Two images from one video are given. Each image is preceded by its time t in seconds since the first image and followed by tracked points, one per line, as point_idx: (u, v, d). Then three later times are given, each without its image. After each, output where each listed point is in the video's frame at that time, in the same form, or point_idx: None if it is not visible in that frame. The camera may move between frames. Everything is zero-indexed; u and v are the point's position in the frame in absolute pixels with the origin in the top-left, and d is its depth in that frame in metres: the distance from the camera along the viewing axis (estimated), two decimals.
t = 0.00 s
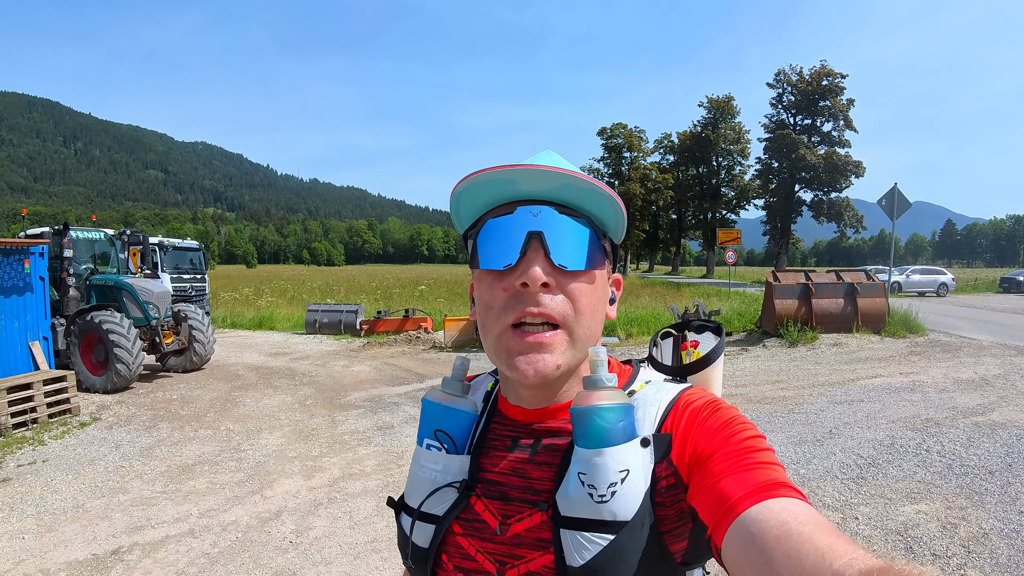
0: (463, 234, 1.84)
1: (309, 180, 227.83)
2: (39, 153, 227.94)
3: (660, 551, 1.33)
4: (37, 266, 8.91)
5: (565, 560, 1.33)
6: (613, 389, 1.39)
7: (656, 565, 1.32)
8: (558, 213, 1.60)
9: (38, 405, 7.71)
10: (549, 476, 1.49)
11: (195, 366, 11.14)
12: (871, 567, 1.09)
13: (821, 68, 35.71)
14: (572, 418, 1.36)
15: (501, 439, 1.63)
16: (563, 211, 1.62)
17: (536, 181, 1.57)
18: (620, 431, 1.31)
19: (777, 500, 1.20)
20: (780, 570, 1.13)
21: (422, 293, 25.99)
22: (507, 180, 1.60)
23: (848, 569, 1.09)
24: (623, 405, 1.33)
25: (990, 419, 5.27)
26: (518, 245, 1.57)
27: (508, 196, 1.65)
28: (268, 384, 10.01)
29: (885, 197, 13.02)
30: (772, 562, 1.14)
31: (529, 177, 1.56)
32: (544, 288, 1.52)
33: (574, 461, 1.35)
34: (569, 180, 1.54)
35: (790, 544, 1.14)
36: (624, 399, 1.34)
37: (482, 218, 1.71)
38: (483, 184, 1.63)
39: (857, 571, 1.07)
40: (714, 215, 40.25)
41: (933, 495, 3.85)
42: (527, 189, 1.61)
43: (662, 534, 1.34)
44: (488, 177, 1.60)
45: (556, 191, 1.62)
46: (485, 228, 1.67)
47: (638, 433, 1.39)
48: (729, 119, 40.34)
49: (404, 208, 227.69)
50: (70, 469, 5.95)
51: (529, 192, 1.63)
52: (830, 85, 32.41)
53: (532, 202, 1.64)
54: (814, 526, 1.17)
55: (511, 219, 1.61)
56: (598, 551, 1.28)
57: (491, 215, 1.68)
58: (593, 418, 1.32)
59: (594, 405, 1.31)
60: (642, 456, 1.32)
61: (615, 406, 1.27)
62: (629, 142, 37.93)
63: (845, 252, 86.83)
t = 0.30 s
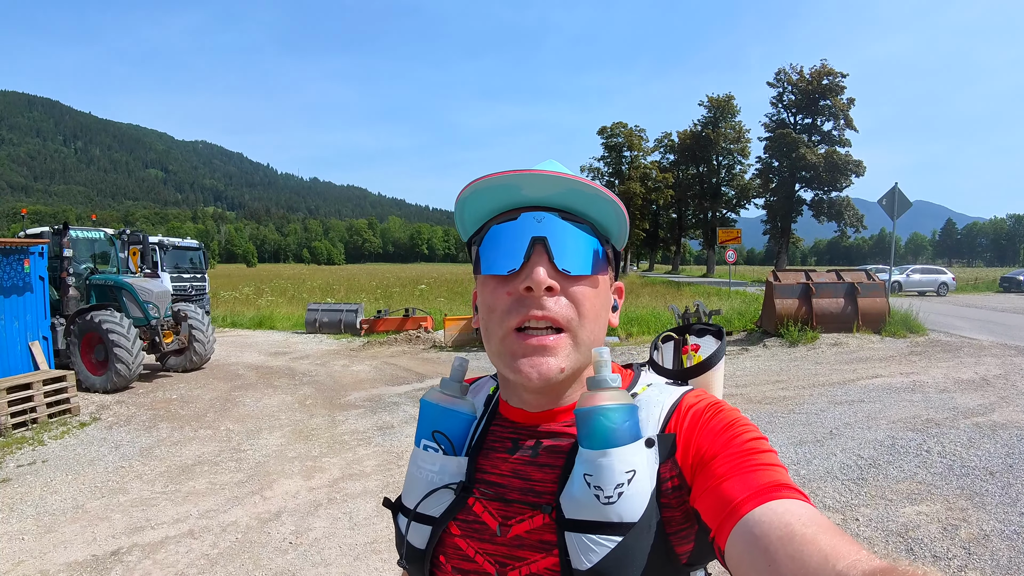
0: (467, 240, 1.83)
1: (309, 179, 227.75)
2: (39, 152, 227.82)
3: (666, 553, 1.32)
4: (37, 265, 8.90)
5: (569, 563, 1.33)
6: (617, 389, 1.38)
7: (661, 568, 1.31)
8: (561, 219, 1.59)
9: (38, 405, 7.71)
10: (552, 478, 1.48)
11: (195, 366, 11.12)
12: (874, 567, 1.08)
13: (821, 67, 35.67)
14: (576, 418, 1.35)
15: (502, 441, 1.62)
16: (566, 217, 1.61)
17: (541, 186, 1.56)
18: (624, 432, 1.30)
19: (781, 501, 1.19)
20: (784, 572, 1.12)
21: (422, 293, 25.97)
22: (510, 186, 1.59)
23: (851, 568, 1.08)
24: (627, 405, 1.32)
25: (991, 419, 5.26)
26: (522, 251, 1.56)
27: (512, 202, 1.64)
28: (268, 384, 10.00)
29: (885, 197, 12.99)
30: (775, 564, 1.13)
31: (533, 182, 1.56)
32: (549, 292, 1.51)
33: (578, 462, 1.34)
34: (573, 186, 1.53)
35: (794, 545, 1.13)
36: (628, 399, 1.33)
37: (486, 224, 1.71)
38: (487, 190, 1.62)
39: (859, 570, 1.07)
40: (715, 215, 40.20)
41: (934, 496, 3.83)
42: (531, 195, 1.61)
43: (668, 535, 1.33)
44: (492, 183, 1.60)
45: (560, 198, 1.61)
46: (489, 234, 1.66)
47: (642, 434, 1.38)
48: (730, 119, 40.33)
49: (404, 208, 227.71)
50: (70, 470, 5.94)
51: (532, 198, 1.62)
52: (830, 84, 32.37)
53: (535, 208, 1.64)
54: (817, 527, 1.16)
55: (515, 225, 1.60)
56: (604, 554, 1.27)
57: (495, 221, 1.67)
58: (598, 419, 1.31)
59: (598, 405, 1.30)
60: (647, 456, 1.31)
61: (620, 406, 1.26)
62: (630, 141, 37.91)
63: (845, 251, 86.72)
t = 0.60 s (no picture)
0: (461, 245, 1.82)
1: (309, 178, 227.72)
2: (41, 151, 227.87)
3: (664, 550, 1.31)
4: (37, 265, 8.90)
5: (567, 562, 1.32)
6: (613, 387, 1.38)
7: (659, 566, 1.31)
8: (556, 224, 1.59)
9: (39, 404, 7.72)
10: (547, 476, 1.47)
11: (195, 365, 11.12)
12: (871, 563, 1.08)
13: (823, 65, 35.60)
14: (573, 416, 1.34)
15: (497, 440, 1.61)
16: (561, 221, 1.60)
17: (536, 191, 1.56)
18: (621, 429, 1.29)
19: (778, 499, 1.19)
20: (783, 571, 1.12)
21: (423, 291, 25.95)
22: (505, 191, 1.59)
23: (848, 565, 1.08)
24: (623, 403, 1.31)
25: (991, 419, 5.25)
26: (517, 255, 1.56)
27: (506, 206, 1.63)
28: (268, 383, 10.01)
29: (886, 195, 12.95)
30: (773, 561, 1.13)
31: (528, 187, 1.55)
32: (545, 295, 1.50)
33: (575, 460, 1.34)
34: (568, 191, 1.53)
35: (792, 542, 1.12)
36: (625, 398, 1.33)
37: (480, 229, 1.70)
38: (482, 195, 1.62)
39: (856, 568, 1.07)
40: (716, 213, 40.14)
41: (934, 496, 3.82)
42: (526, 200, 1.60)
43: (666, 533, 1.32)
44: (488, 188, 1.59)
45: (555, 202, 1.61)
46: (483, 239, 1.65)
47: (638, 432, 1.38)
48: (731, 117, 40.25)
49: (405, 206, 227.69)
50: (70, 469, 5.95)
51: (528, 202, 1.61)
52: (831, 83, 32.31)
53: (530, 212, 1.63)
54: (815, 524, 1.16)
55: (510, 229, 1.60)
56: (602, 552, 1.27)
57: (490, 226, 1.67)
58: (595, 416, 1.30)
59: (595, 403, 1.29)
60: (644, 454, 1.30)
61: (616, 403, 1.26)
62: (631, 139, 37.85)
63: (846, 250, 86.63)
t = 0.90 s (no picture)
0: (460, 247, 1.82)
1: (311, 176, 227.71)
2: (43, 149, 228.08)
3: (663, 552, 1.31)
4: (38, 263, 8.92)
5: (565, 564, 1.32)
6: (610, 389, 1.38)
7: (658, 569, 1.30)
8: (556, 226, 1.58)
9: (41, 402, 7.75)
10: (545, 478, 1.47)
11: (197, 363, 11.08)
12: (869, 566, 1.08)
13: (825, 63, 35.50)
14: (570, 418, 1.34)
15: (494, 442, 1.61)
16: (560, 223, 1.60)
17: (535, 194, 1.55)
18: (618, 432, 1.29)
19: (776, 501, 1.18)
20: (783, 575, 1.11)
21: (424, 289, 25.96)
22: (504, 193, 1.58)
23: (847, 568, 1.08)
24: (621, 406, 1.31)
25: (993, 417, 5.24)
26: (516, 259, 1.55)
27: (505, 209, 1.63)
28: (270, 381, 10.03)
29: (888, 193, 12.91)
30: (771, 564, 1.12)
31: (527, 190, 1.54)
32: (544, 300, 1.50)
33: (573, 462, 1.34)
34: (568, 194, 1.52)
35: (790, 545, 1.12)
36: (622, 400, 1.33)
37: (479, 231, 1.69)
38: (481, 198, 1.61)
39: (854, 570, 1.06)
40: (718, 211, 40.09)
41: (935, 495, 3.81)
42: (525, 203, 1.60)
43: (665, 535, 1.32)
44: (487, 191, 1.59)
45: (554, 205, 1.60)
46: (482, 242, 1.65)
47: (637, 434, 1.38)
48: (733, 114, 40.17)
49: (406, 204, 227.66)
50: (72, 467, 5.97)
51: (528, 205, 1.61)
52: (834, 80, 32.22)
53: (529, 215, 1.63)
54: (812, 526, 1.16)
55: (509, 231, 1.59)
56: (599, 554, 1.26)
57: (488, 228, 1.66)
58: (593, 419, 1.30)
59: (592, 406, 1.29)
60: (641, 457, 1.30)
61: (614, 406, 1.25)
62: (632, 137, 37.79)
63: (848, 247, 86.43)
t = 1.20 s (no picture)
0: (460, 240, 1.82)
1: (312, 175, 227.76)
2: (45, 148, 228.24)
3: (662, 544, 1.31)
4: (41, 261, 8.95)
5: (567, 557, 1.32)
6: (610, 381, 1.38)
7: (658, 560, 1.30)
8: (554, 218, 1.58)
9: (43, 400, 7.78)
10: (545, 470, 1.48)
11: (199, 361, 11.12)
12: (869, 559, 1.07)
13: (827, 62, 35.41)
14: (571, 410, 1.34)
15: (496, 434, 1.62)
16: (559, 215, 1.60)
17: (534, 187, 1.55)
18: (618, 424, 1.30)
19: (777, 493, 1.18)
20: (782, 567, 1.11)
21: (426, 288, 25.96)
22: (503, 187, 1.58)
23: (846, 560, 1.08)
24: (621, 398, 1.31)
25: (994, 416, 5.23)
26: (516, 252, 1.56)
27: (505, 201, 1.63)
28: (271, 379, 10.04)
29: (890, 191, 12.86)
30: (771, 556, 1.12)
31: (527, 183, 1.54)
32: (544, 292, 1.50)
33: (574, 454, 1.34)
34: (567, 186, 1.52)
35: (791, 537, 1.12)
36: (622, 393, 1.33)
37: (478, 224, 1.70)
38: (480, 192, 1.61)
39: (853, 563, 1.06)
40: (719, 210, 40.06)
41: (937, 494, 3.80)
42: (525, 196, 1.60)
43: (664, 527, 1.32)
44: (485, 184, 1.59)
45: (553, 197, 1.60)
46: (481, 235, 1.65)
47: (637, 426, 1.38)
48: (734, 113, 40.11)
49: (408, 203, 227.64)
50: (74, 464, 5.99)
51: (527, 198, 1.61)
52: (835, 79, 32.15)
53: (529, 207, 1.63)
54: (812, 518, 1.16)
55: (508, 225, 1.59)
56: (600, 546, 1.27)
57: (487, 221, 1.66)
58: (593, 411, 1.31)
59: (592, 397, 1.30)
60: (642, 449, 1.30)
61: (614, 398, 1.26)
62: (634, 136, 37.75)
63: (849, 246, 86.29)
